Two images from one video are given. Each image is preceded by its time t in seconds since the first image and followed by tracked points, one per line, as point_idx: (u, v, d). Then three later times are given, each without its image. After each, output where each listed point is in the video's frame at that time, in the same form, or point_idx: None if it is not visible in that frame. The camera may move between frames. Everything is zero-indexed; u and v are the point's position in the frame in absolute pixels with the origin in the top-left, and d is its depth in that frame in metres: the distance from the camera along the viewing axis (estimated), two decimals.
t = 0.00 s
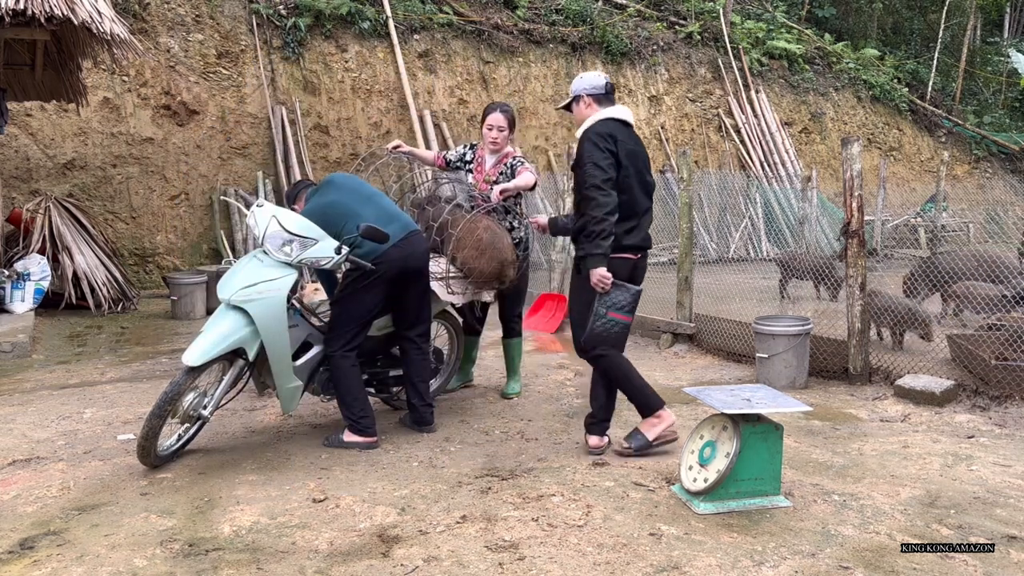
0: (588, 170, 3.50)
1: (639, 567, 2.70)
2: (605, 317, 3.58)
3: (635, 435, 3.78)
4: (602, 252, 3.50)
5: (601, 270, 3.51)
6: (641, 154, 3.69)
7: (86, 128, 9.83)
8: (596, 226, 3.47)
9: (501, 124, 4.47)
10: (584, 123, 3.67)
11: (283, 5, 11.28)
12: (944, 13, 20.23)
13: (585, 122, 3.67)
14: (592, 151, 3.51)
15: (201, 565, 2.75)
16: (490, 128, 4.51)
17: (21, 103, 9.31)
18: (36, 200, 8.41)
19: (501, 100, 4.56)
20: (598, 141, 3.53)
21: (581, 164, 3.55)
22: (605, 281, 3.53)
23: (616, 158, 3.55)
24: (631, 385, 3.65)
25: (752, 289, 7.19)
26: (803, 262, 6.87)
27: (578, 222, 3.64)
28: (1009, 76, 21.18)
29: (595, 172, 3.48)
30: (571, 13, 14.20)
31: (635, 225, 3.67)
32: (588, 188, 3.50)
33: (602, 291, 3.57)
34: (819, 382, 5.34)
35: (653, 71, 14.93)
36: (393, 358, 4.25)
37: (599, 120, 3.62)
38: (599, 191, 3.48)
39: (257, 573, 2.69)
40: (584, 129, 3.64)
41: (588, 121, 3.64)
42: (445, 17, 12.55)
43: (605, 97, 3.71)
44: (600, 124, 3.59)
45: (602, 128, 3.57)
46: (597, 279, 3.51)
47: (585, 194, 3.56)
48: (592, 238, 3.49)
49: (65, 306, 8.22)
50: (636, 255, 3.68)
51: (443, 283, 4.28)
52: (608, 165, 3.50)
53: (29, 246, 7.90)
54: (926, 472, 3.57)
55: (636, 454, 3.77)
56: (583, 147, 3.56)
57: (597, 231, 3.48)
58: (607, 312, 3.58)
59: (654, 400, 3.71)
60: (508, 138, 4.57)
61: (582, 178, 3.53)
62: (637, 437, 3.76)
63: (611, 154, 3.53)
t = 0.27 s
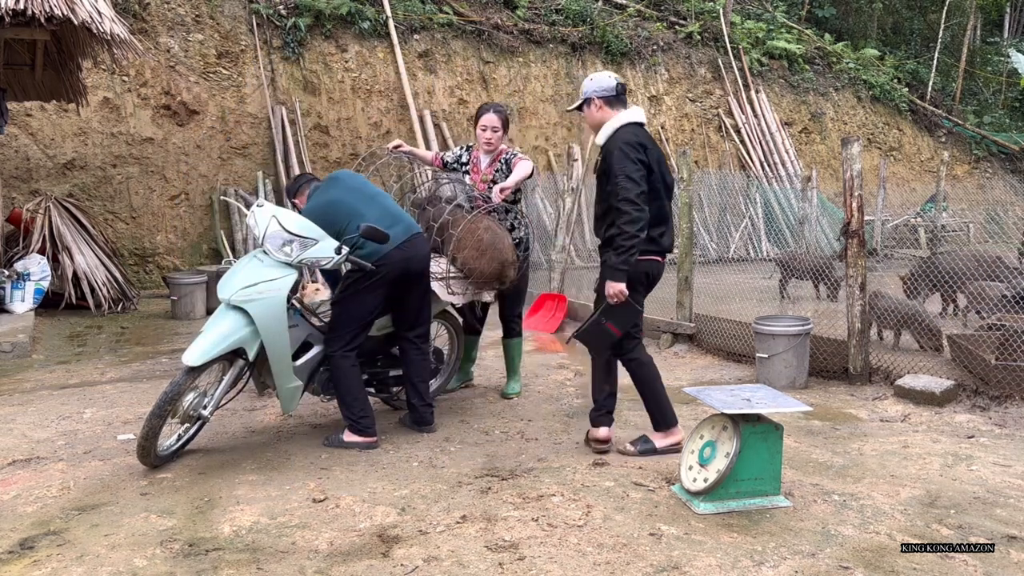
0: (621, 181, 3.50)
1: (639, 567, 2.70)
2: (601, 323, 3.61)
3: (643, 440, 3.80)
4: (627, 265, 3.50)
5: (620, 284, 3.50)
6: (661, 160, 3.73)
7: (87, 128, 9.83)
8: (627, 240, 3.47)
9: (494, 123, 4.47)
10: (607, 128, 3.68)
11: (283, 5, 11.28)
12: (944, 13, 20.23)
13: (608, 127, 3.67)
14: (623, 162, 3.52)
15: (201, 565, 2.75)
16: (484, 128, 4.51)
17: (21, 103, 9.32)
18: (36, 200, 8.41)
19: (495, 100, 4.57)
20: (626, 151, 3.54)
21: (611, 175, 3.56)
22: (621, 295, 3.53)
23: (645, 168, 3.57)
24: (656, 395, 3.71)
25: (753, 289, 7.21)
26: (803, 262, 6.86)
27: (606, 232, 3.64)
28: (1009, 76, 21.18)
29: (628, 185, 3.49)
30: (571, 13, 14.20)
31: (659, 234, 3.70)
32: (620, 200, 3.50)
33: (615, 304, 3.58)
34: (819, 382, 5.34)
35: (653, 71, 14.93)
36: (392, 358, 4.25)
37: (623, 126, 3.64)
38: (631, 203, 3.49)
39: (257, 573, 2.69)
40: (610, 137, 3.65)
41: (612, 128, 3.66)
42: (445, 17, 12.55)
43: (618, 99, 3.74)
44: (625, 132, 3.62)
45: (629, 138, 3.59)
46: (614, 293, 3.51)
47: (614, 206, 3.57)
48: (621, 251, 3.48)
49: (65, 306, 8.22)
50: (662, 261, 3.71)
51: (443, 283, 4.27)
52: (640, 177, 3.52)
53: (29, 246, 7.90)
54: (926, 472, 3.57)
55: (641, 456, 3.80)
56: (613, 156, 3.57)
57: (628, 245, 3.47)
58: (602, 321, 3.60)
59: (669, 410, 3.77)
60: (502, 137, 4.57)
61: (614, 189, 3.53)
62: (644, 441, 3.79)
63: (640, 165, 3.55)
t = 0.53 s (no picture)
0: (639, 183, 3.54)
1: (640, 567, 2.70)
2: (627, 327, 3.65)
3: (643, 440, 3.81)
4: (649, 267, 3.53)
5: (642, 286, 3.51)
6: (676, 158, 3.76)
7: (87, 128, 9.84)
8: (647, 242, 3.50)
9: (488, 121, 4.49)
10: (622, 128, 3.71)
11: (283, 5, 11.28)
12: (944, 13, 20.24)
13: (623, 127, 3.70)
14: (641, 163, 3.55)
15: (201, 565, 2.75)
16: (476, 128, 4.54)
17: (21, 104, 9.32)
18: (36, 200, 8.41)
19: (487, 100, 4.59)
20: (644, 152, 3.57)
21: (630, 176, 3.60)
22: (643, 298, 3.55)
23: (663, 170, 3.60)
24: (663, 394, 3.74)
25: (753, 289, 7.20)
26: (802, 262, 6.95)
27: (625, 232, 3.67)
28: (1009, 76, 21.18)
29: (647, 186, 3.52)
30: (571, 13, 14.20)
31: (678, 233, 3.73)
32: (639, 202, 3.53)
33: (637, 305, 3.60)
34: (819, 382, 5.34)
35: (653, 71, 14.93)
36: (393, 359, 4.25)
37: (639, 127, 3.67)
38: (650, 205, 3.51)
39: (257, 573, 2.69)
40: (627, 137, 3.68)
41: (629, 128, 3.68)
42: (445, 17, 12.55)
43: (630, 98, 3.77)
44: (642, 132, 3.65)
45: (646, 138, 3.61)
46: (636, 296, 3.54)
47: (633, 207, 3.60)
48: (642, 253, 3.51)
49: (65, 306, 8.22)
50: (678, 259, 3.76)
51: (442, 283, 4.25)
52: (658, 179, 3.55)
53: (29, 246, 7.91)
54: (926, 472, 3.57)
55: (641, 456, 3.80)
56: (631, 157, 3.60)
57: (648, 247, 3.50)
58: (627, 324, 3.64)
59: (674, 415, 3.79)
60: (496, 136, 4.61)
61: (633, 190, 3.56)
62: (644, 441, 3.79)
63: (658, 166, 3.58)
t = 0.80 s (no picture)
0: (650, 182, 3.62)
1: (640, 567, 2.70)
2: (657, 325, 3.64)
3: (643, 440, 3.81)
4: (665, 262, 3.61)
5: (662, 281, 3.59)
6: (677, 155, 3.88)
7: (87, 128, 9.84)
8: (661, 237, 3.58)
9: (488, 120, 4.51)
10: (630, 130, 3.74)
11: (283, 5, 11.28)
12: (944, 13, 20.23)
13: (631, 129, 3.74)
14: (651, 163, 3.63)
15: (201, 565, 2.75)
16: (477, 127, 4.55)
17: (21, 103, 9.32)
18: (36, 200, 8.41)
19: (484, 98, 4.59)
20: (654, 153, 3.65)
21: (640, 174, 3.66)
22: (665, 293, 3.63)
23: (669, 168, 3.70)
24: (661, 390, 3.79)
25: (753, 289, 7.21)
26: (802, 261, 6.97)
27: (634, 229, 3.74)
28: (1009, 76, 21.18)
29: (658, 185, 3.61)
30: (571, 13, 14.20)
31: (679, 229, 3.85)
32: (650, 200, 3.62)
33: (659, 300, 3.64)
34: (819, 382, 5.33)
35: (653, 71, 14.93)
36: (392, 358, 4.25)
37: (646, 128, 3.73)
38: (661, 202, 3.61)
39: (257, 573, 2.69)
40: (634, 138, 3.73)
41: (637, 128, 3.73)
42: (445, 17, 12.55)
43: (636, 102, 3.81)
44: (650, 133, 3.71)
45: (655, 139, 3.69)
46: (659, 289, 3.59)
47: (643, 204, 3.68)
48: (658, 248, 3.59)
49: (65, 306, 8.22)
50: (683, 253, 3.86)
51: (443, 284, 4.27)
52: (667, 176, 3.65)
53: (29, 246, 7.91)
54: (926, 472, 3.57)
55: (640, 456, 3.80)
56: (641, 157, 3.66)
57: (663, 243, 3.58)
58: (658, 322, 3.63)
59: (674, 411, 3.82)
60: (496, 135, 4.63)
61: (643, 188, 3.64)
62: (644, 441, 3.80)
63: (665, 165, 3.68)
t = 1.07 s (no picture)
0: (657, 175, 3.69)
1: (640, 567, 2.70)
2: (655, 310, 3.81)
3: (642, 435, 3.83)
4: (673, 252, 3.69)
5: (669, 270, 3.66)
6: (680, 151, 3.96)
7: (87, 128, 9.84)
8: (670, 228, 3.66)
9: (488, 119, 4.51)
10: (635, 127, 3.82)
11: (283, 5, 11.28)
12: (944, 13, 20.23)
13: (636, 125, 3.82)
14: (659, 157, 3.71)
15: (201, 565, 2.75)
16: (478, 125, 4.56)
17: (21, 103, 9.32)
18: (36, 200, 8.41)
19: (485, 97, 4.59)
20: (661, 147, 3.74)
21: (647, 168, 3.73)
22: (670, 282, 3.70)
23: (676, 163, 3.78)
24: (650, 383, 3.85)
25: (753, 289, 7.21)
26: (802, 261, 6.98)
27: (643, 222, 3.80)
28: (1009, 76, 21.18)
29: (666, 178, 3.69)
30: (571, 13, 14.19)
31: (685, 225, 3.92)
32: (658, 191, 3.69)
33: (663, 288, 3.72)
34: (819, 382, 5.34)
35: (653, 71, 14.93)
36: (393, 359, 4.25)
37: (652, 125, 3.81)
38: (669, 194, 3.69)
39: (257, 573, 2.69)
40: (640, 134, 3.81)
41: (644, 125, 3.81)
42: (445, 17, 12.55)
43: (641, 101, 3.88)
44: (657, 130, 3.80)
45: (662, 135, 3.78)
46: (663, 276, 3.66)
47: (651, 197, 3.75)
48: (666, 239, 3.67)
49: (65, 306, 8.22)
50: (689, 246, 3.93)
51: (444, 284, 4.27)
52: (674, 171, 3.73)
53: (29, 246, 7.91)
54: (926, 472, 3.57)
55: (642, 453, 3.81)
56: (648, 151, 3.74)
57: (671, 232, 3.66)
58: (658, 308, 3.81)
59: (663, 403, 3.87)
60: (496, 134, 4.63)
61: (651, 181, 3.71)
62: (644, 436, 3.81)
63: (672, 160, 3.76)
